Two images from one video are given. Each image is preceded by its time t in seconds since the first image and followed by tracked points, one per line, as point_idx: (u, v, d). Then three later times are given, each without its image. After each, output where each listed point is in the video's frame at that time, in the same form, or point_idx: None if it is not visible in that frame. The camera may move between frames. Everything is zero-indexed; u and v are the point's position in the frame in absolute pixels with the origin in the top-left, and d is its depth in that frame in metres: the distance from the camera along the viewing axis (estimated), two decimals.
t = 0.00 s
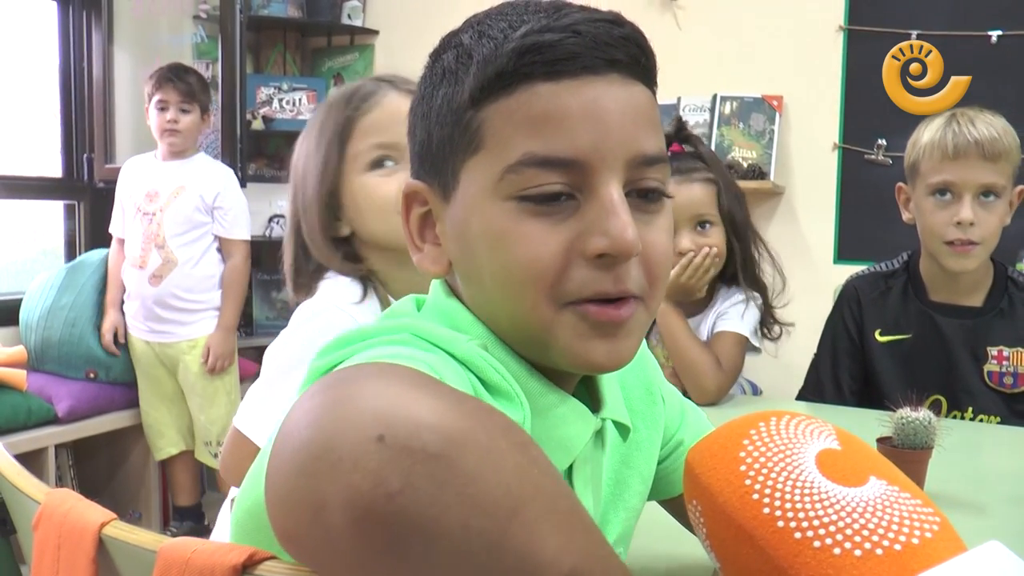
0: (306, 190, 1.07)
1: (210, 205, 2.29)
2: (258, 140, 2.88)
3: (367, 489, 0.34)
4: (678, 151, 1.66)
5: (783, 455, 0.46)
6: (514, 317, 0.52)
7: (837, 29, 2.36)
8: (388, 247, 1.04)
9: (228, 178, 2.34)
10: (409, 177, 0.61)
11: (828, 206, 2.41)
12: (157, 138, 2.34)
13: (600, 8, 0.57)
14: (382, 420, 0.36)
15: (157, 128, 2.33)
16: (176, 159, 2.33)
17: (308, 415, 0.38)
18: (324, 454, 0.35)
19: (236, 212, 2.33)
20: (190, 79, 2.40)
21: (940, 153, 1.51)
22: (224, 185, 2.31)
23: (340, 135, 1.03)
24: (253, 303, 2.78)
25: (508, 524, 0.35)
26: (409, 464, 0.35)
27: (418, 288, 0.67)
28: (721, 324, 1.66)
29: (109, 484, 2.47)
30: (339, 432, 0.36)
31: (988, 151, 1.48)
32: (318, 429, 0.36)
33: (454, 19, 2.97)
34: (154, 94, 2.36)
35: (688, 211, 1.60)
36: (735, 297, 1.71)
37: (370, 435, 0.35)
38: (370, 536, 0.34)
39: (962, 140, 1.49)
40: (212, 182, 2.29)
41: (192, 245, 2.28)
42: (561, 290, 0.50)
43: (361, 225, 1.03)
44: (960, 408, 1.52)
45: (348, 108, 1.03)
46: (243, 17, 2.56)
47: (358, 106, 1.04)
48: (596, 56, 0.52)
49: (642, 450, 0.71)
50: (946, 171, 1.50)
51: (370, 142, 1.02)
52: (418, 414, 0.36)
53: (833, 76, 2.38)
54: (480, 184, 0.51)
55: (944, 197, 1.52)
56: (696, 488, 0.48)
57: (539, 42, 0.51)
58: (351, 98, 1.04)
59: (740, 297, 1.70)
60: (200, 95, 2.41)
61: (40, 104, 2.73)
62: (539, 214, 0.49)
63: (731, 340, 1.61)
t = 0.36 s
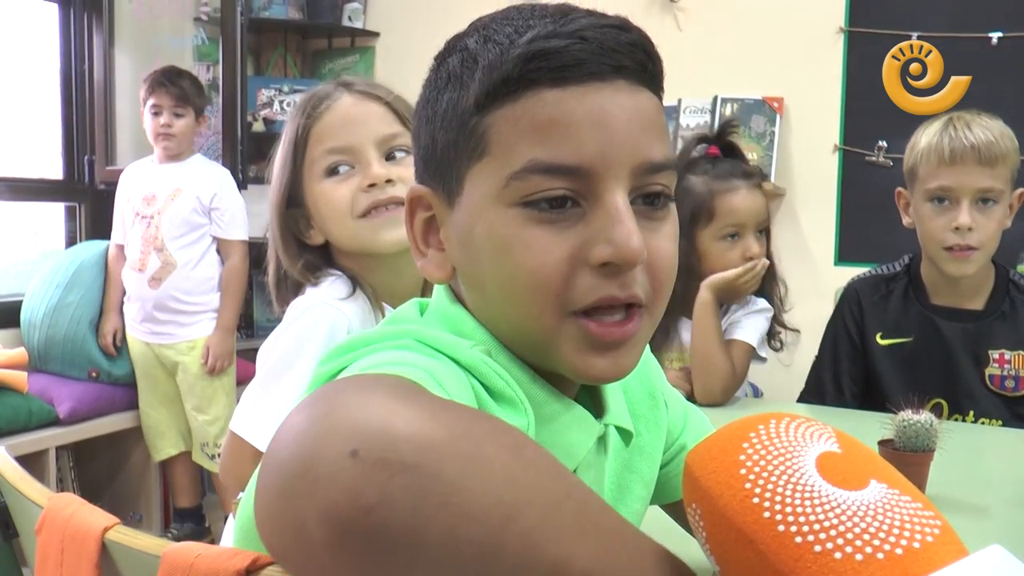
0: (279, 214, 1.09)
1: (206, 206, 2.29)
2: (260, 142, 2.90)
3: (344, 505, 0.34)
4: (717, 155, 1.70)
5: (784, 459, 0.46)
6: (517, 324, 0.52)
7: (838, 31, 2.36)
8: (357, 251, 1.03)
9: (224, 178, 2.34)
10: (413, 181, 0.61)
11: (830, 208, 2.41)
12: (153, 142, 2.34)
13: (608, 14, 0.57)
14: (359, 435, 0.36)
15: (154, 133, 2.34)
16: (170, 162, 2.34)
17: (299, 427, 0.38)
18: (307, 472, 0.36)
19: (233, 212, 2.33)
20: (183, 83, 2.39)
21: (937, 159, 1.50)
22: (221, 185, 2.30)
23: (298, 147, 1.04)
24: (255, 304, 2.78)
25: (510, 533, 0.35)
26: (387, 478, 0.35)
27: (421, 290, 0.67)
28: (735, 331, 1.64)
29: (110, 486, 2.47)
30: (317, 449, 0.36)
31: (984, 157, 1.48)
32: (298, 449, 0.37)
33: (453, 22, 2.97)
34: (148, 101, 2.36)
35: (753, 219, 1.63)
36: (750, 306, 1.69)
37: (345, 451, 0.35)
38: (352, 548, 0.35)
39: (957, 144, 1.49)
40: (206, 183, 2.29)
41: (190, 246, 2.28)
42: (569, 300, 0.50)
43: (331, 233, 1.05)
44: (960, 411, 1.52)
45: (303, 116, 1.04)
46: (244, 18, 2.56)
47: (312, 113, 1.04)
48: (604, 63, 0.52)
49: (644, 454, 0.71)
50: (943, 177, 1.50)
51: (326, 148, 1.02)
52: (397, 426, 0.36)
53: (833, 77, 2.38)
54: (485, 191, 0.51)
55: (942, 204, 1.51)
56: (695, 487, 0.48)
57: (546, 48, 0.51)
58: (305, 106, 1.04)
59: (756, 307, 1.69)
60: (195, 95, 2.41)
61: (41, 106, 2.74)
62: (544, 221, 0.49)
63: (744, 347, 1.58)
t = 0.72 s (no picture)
0: (308, 217, 1.11)
1: (205, 205, 2.28)
2: (259, 143, 2.90)
3: (365, 480, 0.34)
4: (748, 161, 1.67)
5: (783, 455, 0.46)
6: (513, 321, 0.52)
7: (837, 32, 2.36)
8: (383, 254, 1.06)
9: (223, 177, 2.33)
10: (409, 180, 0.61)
11: (830, 209, 2.41)
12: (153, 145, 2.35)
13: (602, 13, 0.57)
14: (383, 414, 0.36)
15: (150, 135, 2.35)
16: (168, 164, 2.34)
17: (304, 415, 0.38)
18: (328, 442, 0.36)
19: (233, 210, 2.33)
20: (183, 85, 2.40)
21: (942, 160, 1.50)
22: (220, 183, 2.30)
23: (335, 149, 1.07)
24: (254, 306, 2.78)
25: (510, 528, 0.35)
26: (408, 458, 0.35)
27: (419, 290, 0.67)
28: (753, 341, 1.62)
29: (109, 487, 2.47)
30: (339, 426, 0.36)
31: (990, 158, 1.47)
32: (319, 423, 0.36)
33: (453, 24, 2.97)
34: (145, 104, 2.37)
35: (773, 229, 1.59)
36: (770, 315, 1.66)
37: (370, 428, 0.35)
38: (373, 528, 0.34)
39: (964, 146, 1.48)
40: (205, 183, 2.28)
41: (193, 247, 2.28)
42: (565, 295, 0.50)
43: (359, 235, 1.07)
44: (959, 412, 1.52)
45: (343, 120, 1.07)
46: (243, 20, 2.56)
47: (352, 117, 1.07)
48: (598, 61, 0.52)
49: (643, 455, 0.71)
50: (947, 178, 1.50)
51: (365, 153, 1.05)
52: (419, 410, 0.36)
53: (833, 78, 2.38)
54: (480, 189, 0.51)
55: (945, 205, 1.51)
56: (696, 486, 0.49)
57: (540, 46, 0.51)
58: (344, 110, 1.08)
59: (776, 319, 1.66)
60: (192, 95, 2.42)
61: (41, 108, 2.74)
62: (540, 218, 0.49)
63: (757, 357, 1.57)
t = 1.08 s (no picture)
0: (327, 220, 1.10)
1: (214, 206, 2.27)
2: (257, 144, 2.90)
3: (348, 478, 0.34)
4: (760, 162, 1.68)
5: (790, 453, 0.46)
6: (515, 317, 0.51)
7: (836, 32, 2.36)
8: (410, 260, 1.07)
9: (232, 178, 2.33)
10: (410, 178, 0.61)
11: (828, 208, 2.41)
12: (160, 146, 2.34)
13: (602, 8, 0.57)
14: (368, 411, 0.36)
15: (160, 135, 2.32)
16: (177, 164, 2.33)
17: (294, 415, 0.37)
18: (313, 444, 0.35)
19: (242, 212, 2.32)
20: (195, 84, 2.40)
21: (941, 156, 1.50)
22: (229, 186, 2.29)
23: (367, 151, 1.08)
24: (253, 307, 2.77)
25: (503, 527, 0.35)
26: (392, 456, 0.34)
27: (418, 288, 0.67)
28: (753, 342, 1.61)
29: (108, 488, 2.47)
30: (325, 423, 0.35)
31: (989, 154, 1.47)
32: (308, 420, 0.36)
33: (451, 24, 2.97)
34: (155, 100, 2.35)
35: (783, 230, 1.60)
36: (770, 318, 1.66)
37: (353, 425, 0.35)
38: (358, 526, 0.34)
39: (963, 142, 1.48)
40: (214, 185, 2.28)
41: (202, 248, 2.27)
42: (566, 291, 0.49)
43: (385, 239, 1.08)
44: (959, 412, 1.52)
45: (376, 123, 1.09)
46: (242, 21, 2.56)
47: (386, 120, 1.10)
48: (600, 56, 0.52)
49: (642, 454, 0.70)
50: (946, 174, 1.50)
51: (399, 156, 1.07)
52: (405, 408, 0.36)
53: (832, 78, 2.38)
54: (482, 184, 0.51)
55: (944, 202, 1.51)
56: (701, 482, 0.48)
57: (542, 40, 0.51)
58: (377, 114, 1.10)
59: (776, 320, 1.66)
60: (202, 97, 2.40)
61: (39, 109, 2.74)
62: (543, 214, 0.49)
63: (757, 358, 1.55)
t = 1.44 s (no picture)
0: (321, 212, 1.10)
1: (222, 206, 2.26)
2: (257, 143, 2.90)
3: (360, 473, 0.34)
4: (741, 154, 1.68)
5: (787, 455, 0.45)
6: (515, 316, 0.51)
7: (836, 32, 2.36)
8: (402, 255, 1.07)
9: (241, 178, 2.32)
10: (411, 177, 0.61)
11: (828, 208, 2.41)
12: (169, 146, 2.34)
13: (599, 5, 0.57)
14: (378, 408, 0.36)
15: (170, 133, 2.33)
16: (186, 163, 2.33)
17: (301, 412, 0.37)
18: (326, 438, 0.35)
19: (250, 213, 2.31)
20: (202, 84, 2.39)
21: (942, 158, 1.49)
22: (238, 186, 2.28)
23: (370, 145, 1.07)
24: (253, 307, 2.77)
25: (506, 527, 0.35)
26: (403, 453, 0.34)
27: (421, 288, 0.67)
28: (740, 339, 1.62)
29: (108, 489, 2.47)
30: (337, 418, 0.36)
31: (990, 156, 1.47)
32: (317, 416, 0.36)
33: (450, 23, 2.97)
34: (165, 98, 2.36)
35: (749, 212, 1.60)
36: (756, 313, 1.68)
37: (366, 421, 0.35)
38: (367, 521, 0.34)
39: (964, 143, 1.48)
40: (223, 185, 2.27)
41: (209, 248, 2.27)
42: (565, 289, 0.49)
43: (378, 233, 1.08)
44: (959, 412, 1.52)
45: (381, 116, 1.08)
46: (241, 22, 2.56)
47: (392, 115, 1.09)
48: (597, 53, 0.52)
49: (642, 455, 0.70)
50: (947, 176, 1.49)
51: (405, 156, 1.07)
52: (416, 406, 0.36)
53: (831, 77, 2.38)
54: (481, 183, 0.51)
55: (945, 204, 1.51)
56: (699, 484, 0.48)
57: (538, 39, 0.51)
58: (383, 107, 1.09)
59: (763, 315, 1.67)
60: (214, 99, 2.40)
61: (39, 109, 2.74)
62: (542, 212, 0.49)
63: (748, 355, 1.55)
